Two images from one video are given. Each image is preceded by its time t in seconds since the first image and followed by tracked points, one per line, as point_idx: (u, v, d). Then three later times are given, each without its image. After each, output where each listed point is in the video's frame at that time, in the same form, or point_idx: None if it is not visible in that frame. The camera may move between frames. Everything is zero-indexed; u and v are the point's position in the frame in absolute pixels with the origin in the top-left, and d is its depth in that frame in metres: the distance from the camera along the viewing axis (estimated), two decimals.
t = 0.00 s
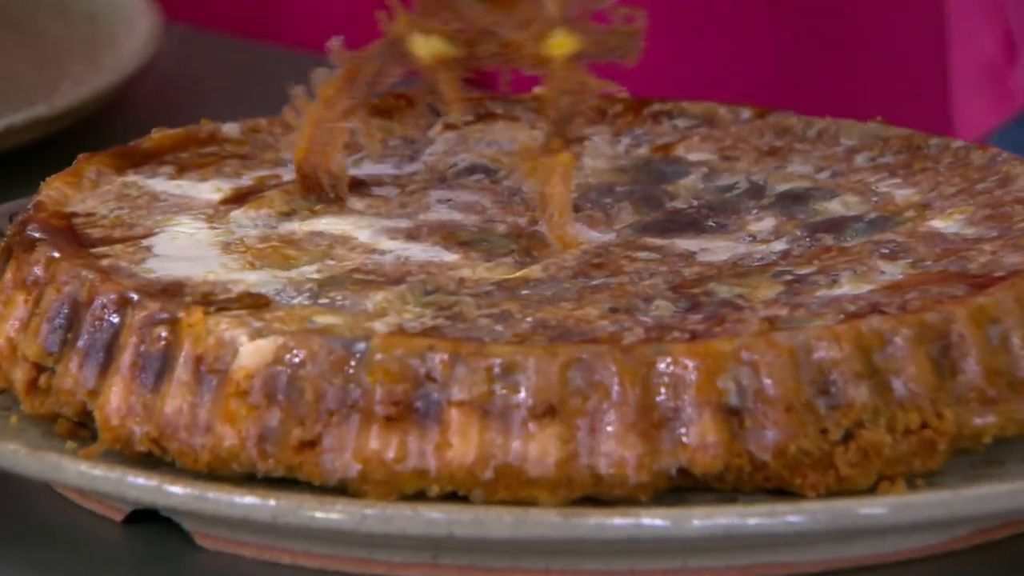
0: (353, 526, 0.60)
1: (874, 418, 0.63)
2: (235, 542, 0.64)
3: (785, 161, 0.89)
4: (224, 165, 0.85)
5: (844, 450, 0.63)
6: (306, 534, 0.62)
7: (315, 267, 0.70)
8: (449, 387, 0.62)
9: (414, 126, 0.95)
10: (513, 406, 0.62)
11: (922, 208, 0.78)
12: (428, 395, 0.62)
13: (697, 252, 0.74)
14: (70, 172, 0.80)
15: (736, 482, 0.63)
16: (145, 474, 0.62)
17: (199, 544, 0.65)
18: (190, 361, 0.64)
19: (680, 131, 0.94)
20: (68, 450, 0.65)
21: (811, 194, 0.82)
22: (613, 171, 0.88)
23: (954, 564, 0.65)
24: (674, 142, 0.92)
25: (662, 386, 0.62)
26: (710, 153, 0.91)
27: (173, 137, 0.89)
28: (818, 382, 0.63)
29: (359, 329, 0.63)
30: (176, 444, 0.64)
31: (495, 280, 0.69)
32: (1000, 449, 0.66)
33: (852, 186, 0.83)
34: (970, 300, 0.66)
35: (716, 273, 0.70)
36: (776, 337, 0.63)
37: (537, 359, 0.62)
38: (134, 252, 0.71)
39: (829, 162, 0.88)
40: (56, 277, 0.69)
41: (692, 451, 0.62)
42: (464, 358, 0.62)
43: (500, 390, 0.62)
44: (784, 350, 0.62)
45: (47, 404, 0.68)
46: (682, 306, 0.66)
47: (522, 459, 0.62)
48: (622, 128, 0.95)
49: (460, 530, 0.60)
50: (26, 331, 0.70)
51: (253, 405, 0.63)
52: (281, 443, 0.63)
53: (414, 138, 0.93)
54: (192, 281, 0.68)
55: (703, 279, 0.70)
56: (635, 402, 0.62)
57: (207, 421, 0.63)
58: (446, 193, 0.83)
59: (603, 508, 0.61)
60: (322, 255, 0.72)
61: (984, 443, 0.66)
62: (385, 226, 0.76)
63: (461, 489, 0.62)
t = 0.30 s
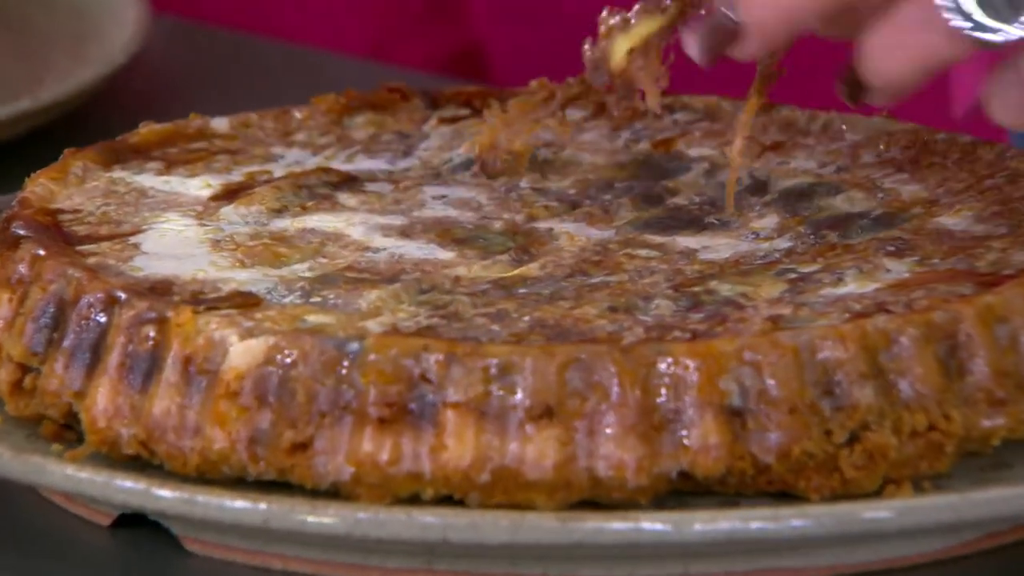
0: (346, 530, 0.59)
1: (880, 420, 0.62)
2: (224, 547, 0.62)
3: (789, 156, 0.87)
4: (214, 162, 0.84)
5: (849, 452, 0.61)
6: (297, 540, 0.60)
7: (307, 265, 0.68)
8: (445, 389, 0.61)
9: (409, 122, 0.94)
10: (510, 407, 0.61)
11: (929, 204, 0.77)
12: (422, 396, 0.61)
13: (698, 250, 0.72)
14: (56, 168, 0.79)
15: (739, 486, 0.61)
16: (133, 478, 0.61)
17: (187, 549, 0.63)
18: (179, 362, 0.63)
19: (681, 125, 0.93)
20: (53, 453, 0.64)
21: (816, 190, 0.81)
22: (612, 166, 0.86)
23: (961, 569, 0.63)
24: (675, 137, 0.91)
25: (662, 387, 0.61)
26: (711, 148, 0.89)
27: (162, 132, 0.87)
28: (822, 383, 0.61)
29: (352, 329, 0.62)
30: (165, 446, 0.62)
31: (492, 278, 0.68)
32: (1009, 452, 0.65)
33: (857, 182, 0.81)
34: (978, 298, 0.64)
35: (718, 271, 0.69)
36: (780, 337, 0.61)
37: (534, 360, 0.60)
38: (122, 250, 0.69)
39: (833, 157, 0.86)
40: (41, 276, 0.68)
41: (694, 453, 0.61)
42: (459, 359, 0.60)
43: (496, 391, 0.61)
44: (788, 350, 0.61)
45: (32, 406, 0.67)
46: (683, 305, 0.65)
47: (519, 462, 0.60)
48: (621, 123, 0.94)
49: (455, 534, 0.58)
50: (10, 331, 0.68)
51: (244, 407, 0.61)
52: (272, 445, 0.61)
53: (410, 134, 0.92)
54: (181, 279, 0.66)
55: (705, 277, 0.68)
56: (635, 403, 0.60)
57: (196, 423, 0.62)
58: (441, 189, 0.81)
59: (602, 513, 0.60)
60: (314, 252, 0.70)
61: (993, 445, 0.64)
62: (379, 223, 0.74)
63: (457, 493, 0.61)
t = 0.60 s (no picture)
0: (334, 534, 0.57)
1: (883, 421, 0.60)
2: (209, 551, 0.61)
3: (788, 150, 0.86)
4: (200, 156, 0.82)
5: (851, 454, 0.60)
6: (284, 543, 0.59)
7: (294, 262, 0.67)
8: (435, 389, 0.59)
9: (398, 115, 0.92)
10: (503, 407, 0.59)
11: (932, 199, 0.75)
12: (413, 396, 0.59)
13: (695, 246, 0.71)
14: (37, 163, 0.77)
15: (737, 488, 0.60)
16: (116, 480, 0.60)
17: (172, 553, 0.62)
18: (163, 361, 0.61)
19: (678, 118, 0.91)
20: (33, 455, 0.62)
21: (816, 184, 0.79)
22: (608, 161, 0.85)
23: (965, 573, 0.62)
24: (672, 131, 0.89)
25: (659, 387, 0.59)
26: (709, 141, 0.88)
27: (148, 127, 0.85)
28: (823, 383, 0.60)
29: (341, 327, 0.60)
30: (148, 447, 0.61)
31: (484, 275, 0.66)
32: (1014, 453, 0.63)
33: (859, 176, 0.80)
34: (982, 296, 0.63)
35: (716, 268, 0.67)
36: (779, 335, 0.60)
37: (527, 359, 0.59)
38: (104, 246, 0.68)
39: (833, 151, 0.85)
40: (22, 273, 0.66)
41: (691, 454, 0.59)
42: (451, 358, 0.59)
43: (489, 391, 0.59)
44: (788, 349, 0.59)
45: (12, 406, 0.65)
46: (680, 303, 0.63)
47: (511, 463, 0.59)
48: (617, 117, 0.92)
49: (446, 538, 0.57)
50: None
51: (229, 407, 0.60)
52: (259, 447, 0.60)
53: (402, 128, 0.90)
54: (165, 276, 0.64)
55: (702, 274, 0.66)
56: (631, 403, 0.59)
57: (181, 424, 0.60)
58: (431, 184, 0.80)
59: (597, 516, 0.58)
60: (302, 248, 0.68)
61: (998, 446, 0.63)
62: (368, 219, 0.73)
63: (448, 495, 0.59)
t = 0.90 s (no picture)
0: (318, 538, 0.56)
1: (880, 422, 0.59)
2: (190, 556, 0.59)
3: (783, 144, 0.85)
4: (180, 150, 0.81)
5: (847, 456, 0.58)
6: (267, 547, 0.58)
7: (277, 260, 0.65)
8: (422, 389, 0.58)
9: (385, 110, 0.91)
10: (491, 408, 0.58)
11: (930, 195, 0.74)
12: (399, 397, 0.58)
13: (688, 243, 0.69)
14: (13, 158, 0.76)
15: (731, 491, 0.59)
16: (95, 482, 0.58)
17: (152, 557, 0.60)
18: (143, 361, 0.60)
19: (670, 112, 0.90)
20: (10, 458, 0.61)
21: (812, 180, 0.78)
22: (599, 156, 0.83)
23: None
24: (664, 125, 0.88)
25: (651, 387, 0.58)
26: (702, 135, 0.86)
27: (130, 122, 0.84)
28: (819, 383, 0.58)
29: (325, 326, 0.59)
30: (127, 449, 0.59)
31: (472, 273, 0.65)
32: (1014, 456, 0.62)
33: (855, 172, 0.78)
34: (982, 294, 0.61)
35: (709, 266, 0.66)
36: (774, 334, 0.58)
37: (516, 359, 0.57)
38: (83, 243, 0.66)
39: (829, 146, 0.83)
40: None
41: (684, 456, 0.58)
42: (438, 358, 0.57)
43: (477, 392, 0.58)
44: (783, 349, 0.58)
45: None
46: (673, 301, 0.62)
47: (500, 466, 0.57)
48: (608, 110, 0.91)
49: (433, 542, 0.56)
50: None
51: (211, 408, 0.58)
52: (241, 449, 0.58)
53: (388, 123, 0.89)
54: (145, 274, 0.63)
55: (695, 272, 0.65)
56: (622, 404, 0.57)
57: (161, 425, 0.59)
58: (418, 180, 0.78)
59: (587, 520, 0.57)
60: (285, 246, 0.67)
61: (997, 449, 0.61)
62: (353, 215, 0.71)
63: (435, 499, 0.58)
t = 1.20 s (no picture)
0: (300, 541, 0.55)
1: (874, 423, 0.58)
2: (169, 560, 0.58)
3: (776, 138, 0.83)
4: (158, 144, 0.79)
5: (841, 457, 0.57)
6: (247, 551, 0.56)
7: (257, 257, 0.64)
8: (406, 389, 0.56)
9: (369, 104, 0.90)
10: (476, 408, 0.56)
11: (926, 190, 0.73)
12: (383, 397, 0.57)
13: (678, 239, 0.68)
14: None
15: (722, 493, 0.57)
16: (71, 484, 0.57)
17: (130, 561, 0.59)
18: (120, 360, 0.58)
19: (661, 106, 0.89)
20: None
21: (805, 175, 0.76)
22: (586, 150, 0.82)
23: None
24: (655, 119, 0.87)
25: (640, 387, 0.57)
26: (693, 129, 0.85)
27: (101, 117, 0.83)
28: (812, 382, 0.57)
29: (307, 325, 0.58)
30: (105, 451, 0.58)
31: (457, 270, 0.64)
32: (1012, 457, 0.61)
33: (850, 167, 0.77)
34: (979, 292, 0.60)
35: (700, 262, 0.65)
36: (766, 333, 0.57)
37: (502, 358, 0.56)
38: (59, 240, 0.65)
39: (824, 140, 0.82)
40: None
41: (674, 458, 0.56)
42: (422, 357, 0.56)
43: (462, 392, 0.56)
44: (775, 348, 0.57)
45: None
46: (663, 299, 0.61)
47: (485, 468, 0.56)
48: (596, 104, 0.90)
49: (417, 545, 0.54)
50: None
51: (190, 409, 0.57)
52: (221, 450, 0.57)
53: (371, 116, 0.88)
54: (122, 271, 0.62)
55: (686, 269, 0.64)
56: (611, 404, 0.56)
57: (139, 426, 0.58)
58: (402, 175, 0.77)
59: (575, 522, 0.56)
60: (266, 242, 0.66)
61: (994, 450, 0.60)
62: (335, 211, 0.70)
63: (419, 501, 0.57)
